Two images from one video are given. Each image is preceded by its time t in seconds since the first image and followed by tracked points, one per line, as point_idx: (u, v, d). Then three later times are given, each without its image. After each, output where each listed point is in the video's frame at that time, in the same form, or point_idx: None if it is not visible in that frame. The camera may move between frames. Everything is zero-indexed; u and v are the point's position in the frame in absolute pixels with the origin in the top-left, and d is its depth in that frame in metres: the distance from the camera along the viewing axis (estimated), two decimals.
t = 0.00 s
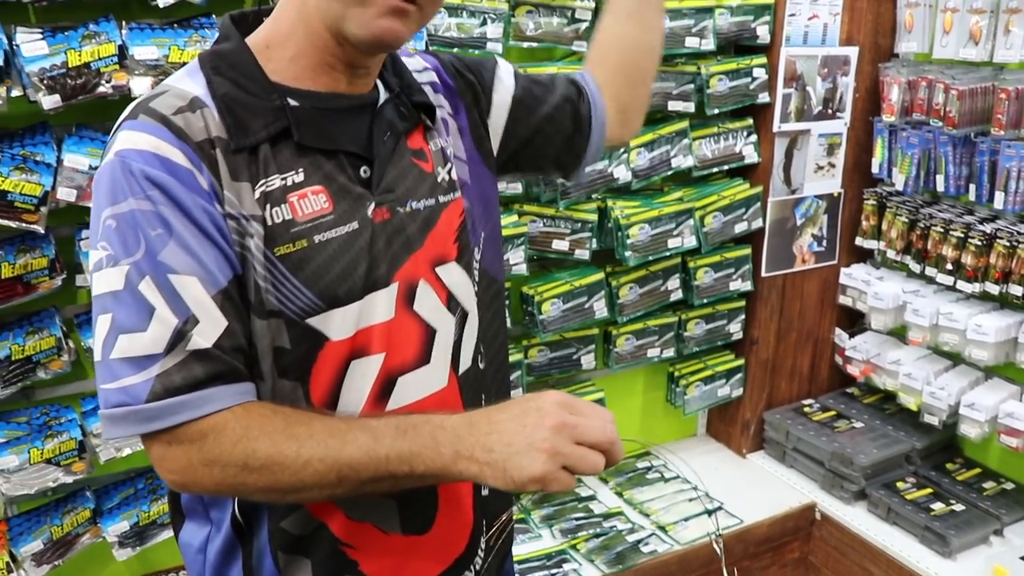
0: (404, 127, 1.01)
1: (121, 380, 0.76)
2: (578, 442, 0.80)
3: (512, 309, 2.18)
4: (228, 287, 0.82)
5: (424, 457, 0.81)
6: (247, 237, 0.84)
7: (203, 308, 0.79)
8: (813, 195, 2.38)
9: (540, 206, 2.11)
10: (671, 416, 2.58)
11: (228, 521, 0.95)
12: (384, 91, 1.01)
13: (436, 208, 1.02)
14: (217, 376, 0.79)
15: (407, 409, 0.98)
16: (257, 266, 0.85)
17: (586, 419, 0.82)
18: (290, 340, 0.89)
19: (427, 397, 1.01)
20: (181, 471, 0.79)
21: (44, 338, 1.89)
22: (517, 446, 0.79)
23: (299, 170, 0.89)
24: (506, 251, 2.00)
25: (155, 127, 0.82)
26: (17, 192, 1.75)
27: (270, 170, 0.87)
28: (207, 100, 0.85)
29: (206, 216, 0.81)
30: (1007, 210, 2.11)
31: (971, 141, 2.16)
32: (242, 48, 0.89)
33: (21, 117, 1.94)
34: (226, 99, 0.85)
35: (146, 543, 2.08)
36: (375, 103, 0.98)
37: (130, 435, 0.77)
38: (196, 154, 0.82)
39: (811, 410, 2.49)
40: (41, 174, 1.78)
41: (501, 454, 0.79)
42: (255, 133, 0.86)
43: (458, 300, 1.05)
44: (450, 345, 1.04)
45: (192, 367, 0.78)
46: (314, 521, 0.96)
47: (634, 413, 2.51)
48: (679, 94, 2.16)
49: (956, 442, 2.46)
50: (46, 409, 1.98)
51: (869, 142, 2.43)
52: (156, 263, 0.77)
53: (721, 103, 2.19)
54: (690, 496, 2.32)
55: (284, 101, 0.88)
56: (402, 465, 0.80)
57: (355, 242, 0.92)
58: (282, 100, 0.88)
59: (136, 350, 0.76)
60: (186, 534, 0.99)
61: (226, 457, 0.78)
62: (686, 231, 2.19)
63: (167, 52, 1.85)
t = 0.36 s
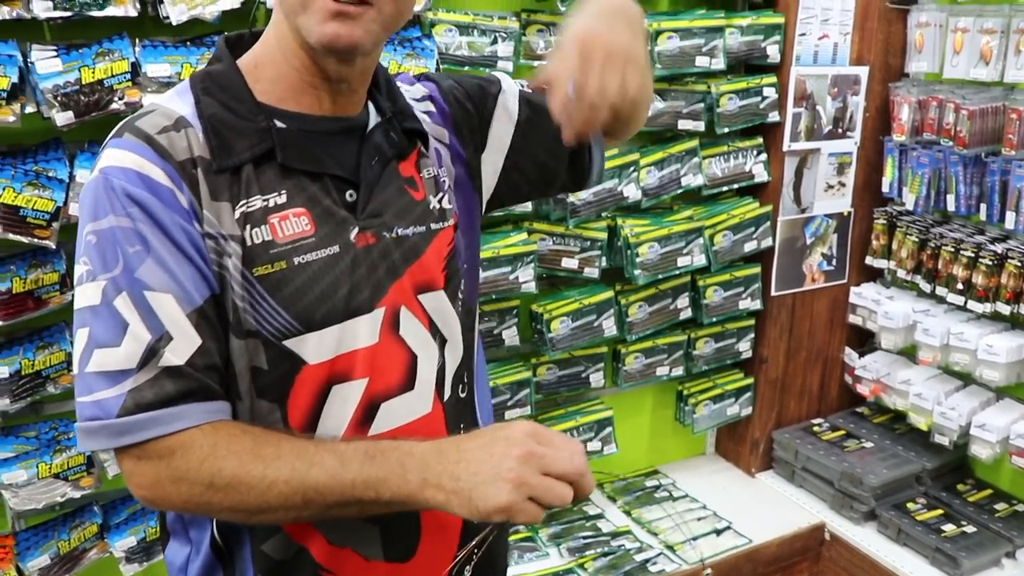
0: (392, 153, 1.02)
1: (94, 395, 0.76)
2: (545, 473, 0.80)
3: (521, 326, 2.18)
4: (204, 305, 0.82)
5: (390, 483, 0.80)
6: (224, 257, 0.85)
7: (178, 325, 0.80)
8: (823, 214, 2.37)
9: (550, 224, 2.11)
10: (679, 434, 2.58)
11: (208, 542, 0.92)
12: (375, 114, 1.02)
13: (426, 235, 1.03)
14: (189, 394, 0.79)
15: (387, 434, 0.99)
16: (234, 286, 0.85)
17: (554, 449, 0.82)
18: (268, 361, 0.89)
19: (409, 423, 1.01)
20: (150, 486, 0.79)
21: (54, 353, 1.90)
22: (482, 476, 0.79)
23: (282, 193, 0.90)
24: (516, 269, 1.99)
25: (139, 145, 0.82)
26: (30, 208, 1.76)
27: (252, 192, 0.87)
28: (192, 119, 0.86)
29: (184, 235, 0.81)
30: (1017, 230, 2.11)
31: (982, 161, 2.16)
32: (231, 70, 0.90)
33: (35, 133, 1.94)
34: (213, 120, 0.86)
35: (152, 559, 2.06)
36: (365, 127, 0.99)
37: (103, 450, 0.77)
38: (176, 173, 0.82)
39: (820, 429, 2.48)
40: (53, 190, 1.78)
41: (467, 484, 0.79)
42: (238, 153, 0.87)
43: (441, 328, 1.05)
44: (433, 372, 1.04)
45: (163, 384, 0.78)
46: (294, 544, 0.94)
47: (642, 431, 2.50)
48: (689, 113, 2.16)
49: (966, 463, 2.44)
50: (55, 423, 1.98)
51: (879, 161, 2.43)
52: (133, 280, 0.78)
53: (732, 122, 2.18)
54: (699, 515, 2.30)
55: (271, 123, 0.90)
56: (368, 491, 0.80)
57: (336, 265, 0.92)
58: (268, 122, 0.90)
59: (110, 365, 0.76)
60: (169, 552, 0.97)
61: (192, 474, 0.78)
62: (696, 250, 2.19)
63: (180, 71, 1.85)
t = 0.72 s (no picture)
0: (385, 173, 1.01)
1: (84, 420, 0.76)
2: (544, 487, 0.79)
3: (534, 343, 2.18)
4: (193, 327, 0.82)
5: (385, 503, 0.79)
6: (212, 278, 0.84)
7: (167, 347, 0.79)
8: (837, 231, 2.36)
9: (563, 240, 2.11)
10: (692, 452, 2.57)
11: (205, 568, 0.92)
12: (366, 134, 1.02)
13: (419, 255, 1.00)
14: (180, 417, 0.79)
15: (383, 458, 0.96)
16: (224, 308, 0.84)
17: (552, 462, 0.81)
18: (259, 384, 0.88)
19: (405, 446, 0.98)
20: (140, 513, 0.77)
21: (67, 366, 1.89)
22: (479, 491, 0.77)
23: (272, 214, 0.89)
24: (529, 285, 1.99)
25: (126, 168, 0.82)
26: (44, 223, 1.76)
27: (241, 213, 0.86)
28: (179, 141, 0.86)
29: (173, 257, 0.81)
30: None
31: (998, 177, 2.15)
32: (218, 90, 0.91)
33: (49, 149, 1.95)
34: (201, 141, 0.86)
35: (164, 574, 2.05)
36: (356, 147, 0.99)
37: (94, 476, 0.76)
38: (163, 196, 0.82)
39: (834, 447, 2.46)
40: (67, 206, 1.79)
41: (463, 501, 0.77)
42: (228, 174, 0.86)
43: (436, 350, 1.02)
44: (429, 395, 1.01)
45: (153, 408, 0.77)
46: (291, 569, 0.93)
47: (654, 449, 2.49)
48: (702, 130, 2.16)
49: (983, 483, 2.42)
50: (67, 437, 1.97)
51: (894, 177, 2.41)
52: (121, 303, 0.77)
53: (745, 138, 2.19)
54: (711, 533, 2.28)
55: (260, 142, 0.89)
56: (363, 512, 0.79)
57: (327, 285, 0.90)
58: (257, 141, 0.89)
59: (99, 389, 0.76)
60: None
61: (183, 497, 0.77)
62: (710, 267, 2.19)
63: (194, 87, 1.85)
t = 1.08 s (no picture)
0: (409, 196, 1.02)
1: (122, 449, 0.76)
2: (563, 503, 0.78)
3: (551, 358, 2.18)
4: (225, 353, 0.82)
5: (417, 524, 0.78)
6: (237, 304, 0.84)
7: (200, 375, 0.79)
8: (855, 246, 2.35)
9: (580, 255, 2.13)
10: (708, 469, 2.56)
11: None
12: (391, 156, 1.03)
13: (443, 277, 1.01)
14: (216, 445, 0.78)
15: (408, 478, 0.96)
16: (252, 333, 0.84)
17: (573, 477, 0.80)
18: (286, 407, 0.87)
19: (429, 465, 0.98)
20: (183, 536, 0.78)
21: (84, 378, 1.88)
22: (501, 510, 0.77)
23: (296, 238, 0.89)
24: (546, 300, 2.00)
25: (150, 196, 0.81)
26: (64, 235, 1.76)
27: (266, 238, 0.86)
28: (202, 166, 0.85)
29: (201, 285, 0.81)
30: None
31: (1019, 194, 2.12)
32: (242, 111, 0.90)
33: (68, 162, 1.95)
34: (224, 165, 0.86)
35: None
36: (381, 170, 1.00)
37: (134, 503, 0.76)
38: (189, 223, 0.81)
39: (852, 464, 2.44)
40: (87, 218, 1.78)
41: (487, 520, 0.77)
42: (253, 200, 0.86)
43: (458, 369, 1.03)
44: (453, 414, 1.01)
45: (190, 437, 0.77)
46: None
47: (670, 465, 2.48)
48: (720, 145, 2.17)
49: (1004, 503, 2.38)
50: (83, 448, 1.97)
51: (913, 195, 2.41)
52: (153, 333, 0.77)
53: (763, 154, 2.18)
54: (727, 551, 2.26)
55: (283, 165, 0.89)
56: (396, 534, 0.78)
57: (352, 309, 0.91)
58: (281, 165, 0.89)
59: (135, 419, 0.76)
60: None
61: (222, 523, 0.77)
62: (726, 283, 2.20)
63: (213, 100, 1.85)
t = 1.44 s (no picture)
0: (424, 213, 0.97)
1: (142, 470, 0.77)
2: (586, 518, 0.82)
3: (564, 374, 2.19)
4: (240, 376, 0.81)
5: (444, 543, 0.79)
6: (246, 329, 0.82)
7: (216, 399, 0.79)
8: (869, 262, 2.35)
9: (593, 270, 2.12)
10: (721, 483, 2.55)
11: None
12: (405, 172, 0.98)
13: (458, 295, 0.96)
14: (233, 466, 0.78)
15: (419, 498, 0.93)
16: (262, 356, 0.83)
17: (594, 495, 0.83)
18: (296, 428, 0.86)
19: (442, 486, 0.94)
20: (209, 556, 0.78)
21: (99, 393, 1.86)
22: (528, 526, 0.80)
23: (305, 259, 0.86)
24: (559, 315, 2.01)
25: (165, 225, 0.80)
26: (79, 250, 1.75)
27: (274, 261, 0.84)
28: (214, 192, 0.83)
29: (214, 310, 0.80)
30: None
31: None
32: (253, 135, 0.88)
33: (83, 177, 1.93)
34: (234, 189, 0.84)
35: None
36: (394, 186, 0.96)
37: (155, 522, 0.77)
38: (201, 249, 0.80)
39: (866, 480, 2.43)
40: (102, 234, 1.78)
41: (513, 536, 0.79)
42: (260, 224, 0.84)
43: (477, 388, 0.98)
44: (468, 434, 0.97)
45: (208, 458, 0.77)
46: None
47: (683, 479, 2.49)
48: (734, 160, 2.17)
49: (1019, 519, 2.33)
50: (97, 462, 1.95)
51: (927, 210, 2.40)
52: (169, 358, 0.77)
53: (777, 169, 2.18)
54: (741, 568, 2.24)
55: (292, 188, 0.87)
56: (423, 553, 0.79)
57: (361, 331, 0.88)
58: (290, 188, 0.87)
59: (154, 441, 0.77)
60: None
61: (252, 543, 0.77)
62: (740, 298, 2.20)
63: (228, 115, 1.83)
